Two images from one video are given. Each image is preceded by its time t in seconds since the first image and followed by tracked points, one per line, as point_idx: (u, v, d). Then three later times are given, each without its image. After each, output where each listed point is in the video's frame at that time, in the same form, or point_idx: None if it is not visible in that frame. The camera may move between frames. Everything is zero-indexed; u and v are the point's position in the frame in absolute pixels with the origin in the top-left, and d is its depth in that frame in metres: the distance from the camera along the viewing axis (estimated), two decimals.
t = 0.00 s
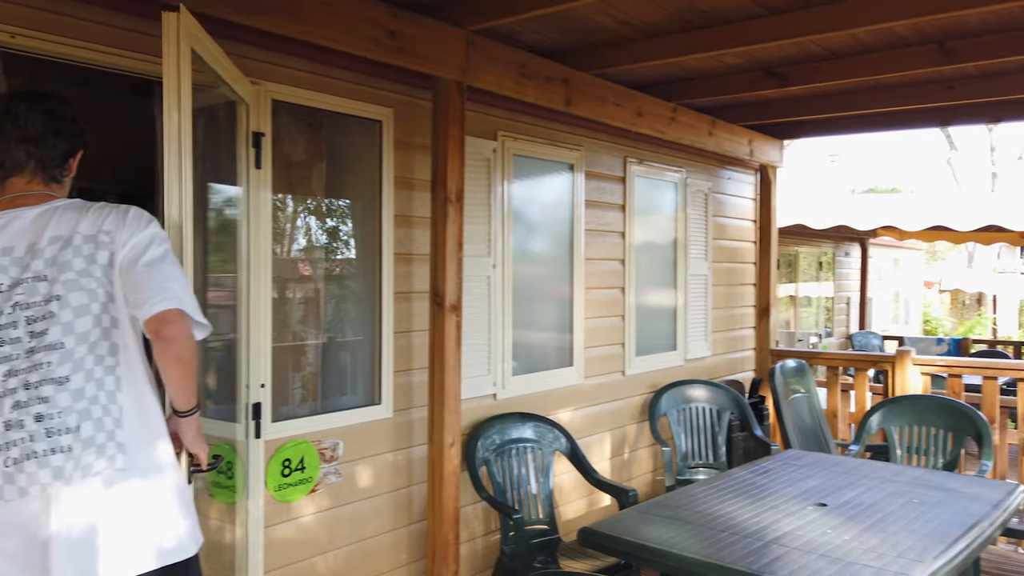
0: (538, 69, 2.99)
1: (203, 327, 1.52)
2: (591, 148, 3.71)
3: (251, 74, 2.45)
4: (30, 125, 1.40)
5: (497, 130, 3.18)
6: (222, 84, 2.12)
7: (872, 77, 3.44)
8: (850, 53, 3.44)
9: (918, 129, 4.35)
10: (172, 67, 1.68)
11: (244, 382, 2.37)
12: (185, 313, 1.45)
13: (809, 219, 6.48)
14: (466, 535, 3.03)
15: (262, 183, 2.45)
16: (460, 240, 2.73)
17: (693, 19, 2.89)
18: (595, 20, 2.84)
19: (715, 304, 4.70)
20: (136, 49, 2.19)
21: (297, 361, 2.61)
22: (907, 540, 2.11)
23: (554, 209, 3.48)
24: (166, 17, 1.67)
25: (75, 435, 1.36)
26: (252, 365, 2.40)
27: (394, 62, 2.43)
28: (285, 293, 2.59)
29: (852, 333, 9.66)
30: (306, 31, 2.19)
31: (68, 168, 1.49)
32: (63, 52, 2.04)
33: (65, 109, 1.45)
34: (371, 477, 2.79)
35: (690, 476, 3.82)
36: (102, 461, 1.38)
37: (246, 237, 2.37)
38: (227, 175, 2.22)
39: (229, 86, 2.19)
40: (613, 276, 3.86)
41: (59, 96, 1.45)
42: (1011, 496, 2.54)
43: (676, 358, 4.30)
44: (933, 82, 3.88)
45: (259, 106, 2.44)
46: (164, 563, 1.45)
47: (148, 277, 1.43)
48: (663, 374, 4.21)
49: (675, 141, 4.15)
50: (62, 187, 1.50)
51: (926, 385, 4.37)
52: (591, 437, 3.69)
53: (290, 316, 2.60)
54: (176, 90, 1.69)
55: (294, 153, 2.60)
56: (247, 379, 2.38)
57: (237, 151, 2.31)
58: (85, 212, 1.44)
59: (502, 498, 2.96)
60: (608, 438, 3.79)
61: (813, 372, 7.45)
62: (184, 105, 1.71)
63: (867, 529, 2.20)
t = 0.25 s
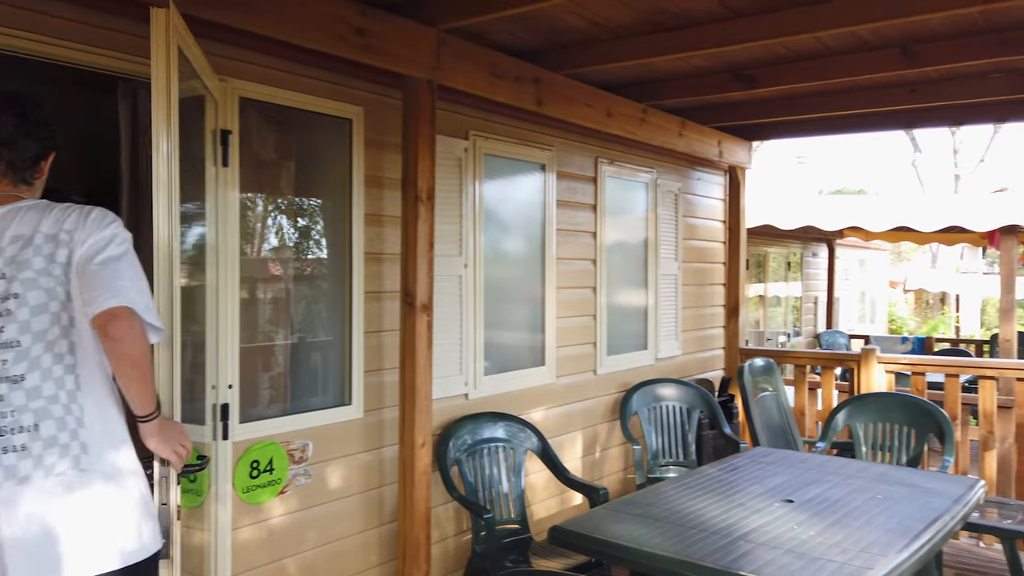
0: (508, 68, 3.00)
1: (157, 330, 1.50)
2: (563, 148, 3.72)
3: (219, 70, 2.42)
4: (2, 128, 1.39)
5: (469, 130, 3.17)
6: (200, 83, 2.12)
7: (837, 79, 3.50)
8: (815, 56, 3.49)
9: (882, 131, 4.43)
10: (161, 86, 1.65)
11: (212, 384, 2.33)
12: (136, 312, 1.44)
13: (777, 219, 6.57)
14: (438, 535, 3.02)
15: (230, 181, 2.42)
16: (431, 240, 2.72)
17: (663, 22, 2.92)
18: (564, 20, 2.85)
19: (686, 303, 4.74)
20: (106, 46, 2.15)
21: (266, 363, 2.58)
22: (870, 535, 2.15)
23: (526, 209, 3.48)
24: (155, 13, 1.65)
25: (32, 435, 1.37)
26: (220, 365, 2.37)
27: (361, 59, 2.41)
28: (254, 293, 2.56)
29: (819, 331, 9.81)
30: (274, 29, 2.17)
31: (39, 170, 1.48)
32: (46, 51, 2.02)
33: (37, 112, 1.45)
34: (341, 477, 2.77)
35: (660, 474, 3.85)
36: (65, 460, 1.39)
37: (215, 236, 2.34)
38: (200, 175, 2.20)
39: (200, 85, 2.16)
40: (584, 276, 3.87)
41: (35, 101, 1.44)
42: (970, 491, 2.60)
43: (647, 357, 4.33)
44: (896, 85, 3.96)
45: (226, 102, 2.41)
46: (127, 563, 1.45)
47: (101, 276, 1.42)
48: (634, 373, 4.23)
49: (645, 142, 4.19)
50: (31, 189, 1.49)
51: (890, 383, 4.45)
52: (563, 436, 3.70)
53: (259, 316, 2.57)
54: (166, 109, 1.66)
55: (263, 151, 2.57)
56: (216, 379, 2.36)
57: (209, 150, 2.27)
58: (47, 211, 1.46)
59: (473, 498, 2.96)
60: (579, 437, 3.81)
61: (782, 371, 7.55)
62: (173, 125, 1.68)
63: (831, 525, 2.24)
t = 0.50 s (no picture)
0: (483, 68, 3.00)
1: (111, 334, 1.51)
2: (537, 148, 3.72)
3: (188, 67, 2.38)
4: None
5: (443, 129, 3.17)
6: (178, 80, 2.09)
7: (806, 82, 3.55)
8: (786, 58, 3.53)
9: (851, 133, 4.50)
10: (152, 92, 1.63)
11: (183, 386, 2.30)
12: (90, 315, 1.44)
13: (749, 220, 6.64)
14: (411, 536, 3.01)
15: (199, 179, 2.39)
16: (405, 239, 2.71)
17: (636, 22, 2.94)
18: (538, 20, 2.86)
19: (659, 303, 4.77)
20: (70, 40, 2.11)
21: (237, 363, 2.55)
22: (839, 530, 2.18)
23: (501, 208, 3.49)
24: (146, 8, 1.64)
25: None
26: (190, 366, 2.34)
27: (335, 57, 2.40)
28: (224, 293, 2.53)
29: (791, 331, 9.93)
30: (245, 25, 2.15)
31: (16, 174, 1.50)
32: (10, 47, 1.99)
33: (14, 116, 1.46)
34: (313, 479, 2.75)
35: (634, 472, 3.87)
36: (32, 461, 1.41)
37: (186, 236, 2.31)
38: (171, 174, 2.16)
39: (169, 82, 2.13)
40: (558, 276, 3.88)
41: (15, 107, 1.46)
42: (936, 487, 2.65)
43: (621, 356, 4.35)
44: (864, 88, 4.02)
45: (195, 99, 2.37)
46: (90, 561, 1.48)
47: (60, 275, 1.44)
48: (609, 372, 4.25)
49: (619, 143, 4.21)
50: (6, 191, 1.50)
51: (858, 381, 4.53)
52: (537, 435, 3.71)
53: (229, 316, 2.54)
54: (158, 109, 1.64)
55: (234, 149, 2.54)
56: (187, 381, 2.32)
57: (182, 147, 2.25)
58: (9, 210, 1.46)
59: (447, 498, 2.96)
60: (553, 436, 3.81)
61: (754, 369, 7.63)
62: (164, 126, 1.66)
63: (801, 521, 2.27)
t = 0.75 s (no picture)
0: (460, 67, 3.00)
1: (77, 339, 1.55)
2: (514, 148, 3.72)
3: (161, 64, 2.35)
4: None
5: (419, 128, 3.16)
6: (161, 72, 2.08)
7: (780, 83, 3.58)
8: (760, 59, 3.57)
9: (823, 134, 4.56)
10: (143, 98, 1.70)
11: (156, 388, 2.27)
12: (52, 317, 1.47)
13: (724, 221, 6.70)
14: (388, 536, 3.00)
15: (173, 178, 2.36)
16: (381, 239, 2.70)
17: (612, 22, 2.95)
18: (514, 19, 2.86)
19: (636, 302, 4.80)
20: (38, 35, 2.08)
21: (210, 363, 2.52)
22: (812, 526, 2.21)
23: (478, 208, 3.48)
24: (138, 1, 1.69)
25: None
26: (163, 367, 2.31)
27: (310, 54, 2.38)
28: (197, 293, 2.49)
29: (766, 330, 10.04)
30: (218, 21, 2.13)
31: None
32: None
33: None
34: (287, 480, 2.73)
35: (611, 471, 3.88)
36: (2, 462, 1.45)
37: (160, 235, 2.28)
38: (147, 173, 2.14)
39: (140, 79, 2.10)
40: (535, 275, 3.89)
41: None
42: (906, 482, 2.69)
43: (598, 355, 4.37)
44: (836, 89, 4.07)
45: (168, 97, 2.34)
46: (58, 560, 1.52)
47: (27, 278, 1.49)
48: (586, 371, 4.27)
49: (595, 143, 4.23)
50: None
51: (831, 379, 4.59)
52: (514, 435, 3.71)
53: (203, 316, 2.51)
54: (147, 109, 1.71)
55: (207, 147, 2.51)
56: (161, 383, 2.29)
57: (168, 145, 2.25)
58: None
59: (424, 498, 2.95)
60: (530, 436, 3.82)
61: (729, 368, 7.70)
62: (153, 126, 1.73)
63: (774, 517, 2.30)
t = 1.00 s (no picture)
0: (439, 66, 3.00)
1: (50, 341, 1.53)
2: (493, 147, 3.72)
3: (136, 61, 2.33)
4: None
5: (398, 126, 3.15)
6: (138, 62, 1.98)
7: (756, 84, 3.62)
8: (736, 60, 3.60)
9: (799, 136, 4.61)
10: (131, 91, 1.58)
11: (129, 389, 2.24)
12: (30, 311, 1.46)
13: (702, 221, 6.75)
14: (366, 537, 2.99)
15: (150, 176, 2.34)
16: (359, 239, 2.68)
17: (591, 22, 2.96)
18: (492, 19, 2.86)
19: (615, 302, 4.82)
20: (10, 31, 2.05)
21: (186, 363, 2.50)
22: (787, 523, 2.23)
23: (458, 208, 3.48)
24: None
25: None
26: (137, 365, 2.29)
27: (286, 52, 2.37)
28: (173, 292, 2.47)
29: (743, 330, 10.13)
30: (193, 19, 2.11)
31: None
32: None
33: None
34: (263, 481, 2.70)
35: (590, 470, 3.90)
36: None
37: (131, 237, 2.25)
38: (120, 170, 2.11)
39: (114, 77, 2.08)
40: (515, 275, 3.89)
41: None
42: (879, 479, 2.73)
43: (578, 354, 4.39)
44: (811, 91, 4.12)
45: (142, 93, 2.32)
46: (26, 562, 1.50)
47: None
48: (565, 371, 4.28)
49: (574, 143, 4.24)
50: None
51: (807, 378, 4.64)
52: (493, 434, 3.71)
53: (178, 316, 2.48)
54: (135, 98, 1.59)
55: (181, 144, 2.48)
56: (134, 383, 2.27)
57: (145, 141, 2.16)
58: None
59: (402, 499, 2.94)
60: (510, 435, 3.82)
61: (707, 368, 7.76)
62: (142, 115, 1.60)
63: (750, 514, 2.32)
